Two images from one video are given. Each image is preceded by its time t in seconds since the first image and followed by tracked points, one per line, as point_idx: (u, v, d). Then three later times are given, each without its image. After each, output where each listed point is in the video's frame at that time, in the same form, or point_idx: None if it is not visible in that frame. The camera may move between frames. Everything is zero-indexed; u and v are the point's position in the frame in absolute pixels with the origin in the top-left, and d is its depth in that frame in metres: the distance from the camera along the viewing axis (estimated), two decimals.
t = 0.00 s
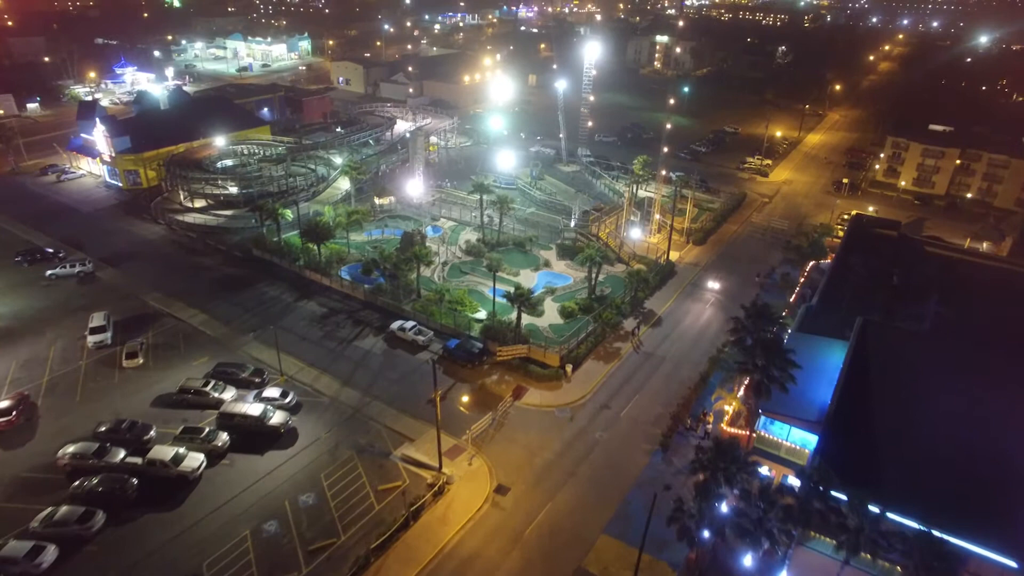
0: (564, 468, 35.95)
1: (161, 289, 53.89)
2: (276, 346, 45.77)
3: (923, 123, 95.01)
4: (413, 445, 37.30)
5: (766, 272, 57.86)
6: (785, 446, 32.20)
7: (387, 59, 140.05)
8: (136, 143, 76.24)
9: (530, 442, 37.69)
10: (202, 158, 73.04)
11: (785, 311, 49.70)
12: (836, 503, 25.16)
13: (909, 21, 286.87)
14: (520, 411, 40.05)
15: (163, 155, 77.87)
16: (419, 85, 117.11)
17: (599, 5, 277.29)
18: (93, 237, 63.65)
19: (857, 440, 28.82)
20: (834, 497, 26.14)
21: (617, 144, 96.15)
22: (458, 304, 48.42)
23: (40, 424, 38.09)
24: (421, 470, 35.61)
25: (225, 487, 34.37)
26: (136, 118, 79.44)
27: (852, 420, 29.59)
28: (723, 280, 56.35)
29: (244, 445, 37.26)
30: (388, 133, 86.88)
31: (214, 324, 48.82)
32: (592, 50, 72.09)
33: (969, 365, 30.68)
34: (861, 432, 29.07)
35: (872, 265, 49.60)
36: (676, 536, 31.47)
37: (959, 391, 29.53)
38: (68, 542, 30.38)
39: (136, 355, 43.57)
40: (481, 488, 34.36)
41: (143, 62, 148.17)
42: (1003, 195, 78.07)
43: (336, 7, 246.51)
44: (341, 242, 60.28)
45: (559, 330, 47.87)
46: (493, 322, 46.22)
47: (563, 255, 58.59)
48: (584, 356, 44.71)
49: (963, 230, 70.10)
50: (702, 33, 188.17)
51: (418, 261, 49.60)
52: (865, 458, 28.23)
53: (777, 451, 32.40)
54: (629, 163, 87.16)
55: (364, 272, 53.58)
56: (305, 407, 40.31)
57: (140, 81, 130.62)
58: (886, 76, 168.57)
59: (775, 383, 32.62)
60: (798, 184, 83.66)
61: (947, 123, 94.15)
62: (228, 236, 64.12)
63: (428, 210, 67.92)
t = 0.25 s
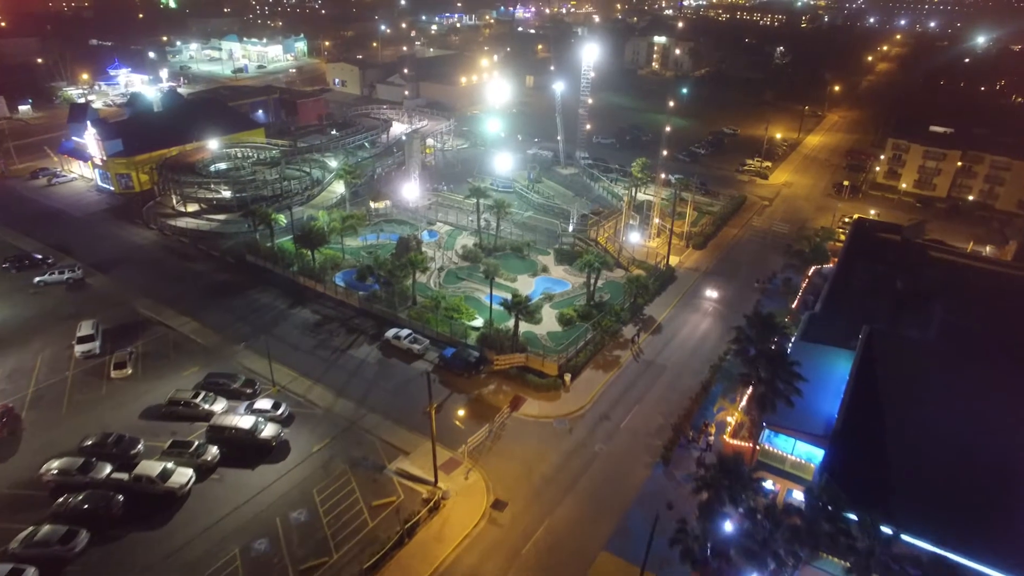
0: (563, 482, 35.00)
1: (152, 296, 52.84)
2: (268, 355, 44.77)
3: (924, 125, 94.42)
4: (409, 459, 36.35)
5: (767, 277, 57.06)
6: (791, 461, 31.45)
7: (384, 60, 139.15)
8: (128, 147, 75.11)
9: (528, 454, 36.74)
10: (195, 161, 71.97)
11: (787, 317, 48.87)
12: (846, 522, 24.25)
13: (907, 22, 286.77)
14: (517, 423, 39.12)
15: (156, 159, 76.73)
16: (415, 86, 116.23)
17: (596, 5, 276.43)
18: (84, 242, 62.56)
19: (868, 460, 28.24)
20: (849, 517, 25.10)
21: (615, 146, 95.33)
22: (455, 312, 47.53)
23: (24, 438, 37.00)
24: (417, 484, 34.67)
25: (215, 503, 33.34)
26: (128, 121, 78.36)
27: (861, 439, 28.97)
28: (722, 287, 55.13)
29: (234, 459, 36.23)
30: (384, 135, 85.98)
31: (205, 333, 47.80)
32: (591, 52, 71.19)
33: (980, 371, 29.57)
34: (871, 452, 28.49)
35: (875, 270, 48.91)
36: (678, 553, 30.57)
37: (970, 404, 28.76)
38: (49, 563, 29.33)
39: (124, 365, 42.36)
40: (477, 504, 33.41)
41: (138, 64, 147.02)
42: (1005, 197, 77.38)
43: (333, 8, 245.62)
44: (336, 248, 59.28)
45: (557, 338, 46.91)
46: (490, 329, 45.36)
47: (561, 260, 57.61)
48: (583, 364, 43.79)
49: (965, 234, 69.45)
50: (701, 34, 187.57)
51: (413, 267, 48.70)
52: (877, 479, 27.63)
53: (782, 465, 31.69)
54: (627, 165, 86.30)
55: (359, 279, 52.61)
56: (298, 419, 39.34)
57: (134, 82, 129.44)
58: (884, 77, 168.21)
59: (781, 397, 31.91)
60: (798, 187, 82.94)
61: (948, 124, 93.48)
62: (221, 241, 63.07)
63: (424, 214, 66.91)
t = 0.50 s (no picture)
0: (563, 498, 34.00)
1: (142, 303, 51.76)
2: (260, 365, 43.73)
3: (925, 126, 93.75)
4: (403, 473, 35.36)
5: (769, 282, 56.19)
6: (797, 476, 30.46)
7: (380, 61, 138.10)
8: (120, 150, 73.96)
9: (526, 468, 35.77)
10: (187, 165, 70.91)
11: (789, 325, 47.98)
12: (858, 545, 23.34)
13: (905, 23, 286.69)
14: (515, 435, 38.16)
15: (148, 162, 75.60)
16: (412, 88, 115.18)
17: (594, 5, 275.62)
18: (74, 248, 61.45)
19: (878, 479, 27.38)
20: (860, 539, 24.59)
21: (614, 148, 94.46)
22: (451, 319, 46.60)
23: (6, 453, 35.87)
24: (411, 500, 33.65)
25: (204, 521, 32.31)
26: (119, 124, 77.13)
27: (870, 458, 28.23)
28: (723, 295, 54.01)
29: (224, 474, 35.18)
30: (380, 138, 85.11)
31: (197, 342, 46.76)
32: (589, 54, 70.23)
33: (987, 394, 29.64)
34: (881, 471, 27.69)
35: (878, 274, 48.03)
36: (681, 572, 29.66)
37: (981, 428, 28.51)
38: None
39: (112, 377, 41.29)
40: (474, 521, 32.40)
41: (132, 65, 145.81)
42: (1007, 200, 76.70)
43: (330, 9, 244.74)
44: (330, 253, 58.30)
45: (556, 347, 45.90)
46: (487, 338, 44.41)
47: (560, 266, 56.59)
48: (582, 374, 42.81)
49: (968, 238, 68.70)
50: (699, 35, 186.86)
51: (409, 275, 47.79)
52: (887, 497, 26.70)
53: (788, 480, 30.75)
54: (626, 168, 85.41)
55: (354, 285, 51.55)
56: (290, 432, 38.30)
57: (129, 84, 128.20)
58: (883, 77, 167.73)
59: (790, 412, 30.84)
60: (799, 189, 82.12)
61: (949, 126, 92.71)
62: (214, 246, 62.00)
63: (420, 218, 65.91)
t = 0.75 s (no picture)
0: (563, 514, 33.00)
1: (133, 310, 50.66)
2: (253, 376, 42.68)
3: (927, 127, 92.96)
4: (399, 488, 34.36)
5: (772, 288, 55.26)
6: (804, 493, 29.46)
7: (377, 63, 137.05)
8: (112, 153, 72.85)
9: (525, 483, 34.80)
10: (181, 168, 69.86)
11: (793, 332, 47.06)
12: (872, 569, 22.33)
13: (904, 23, 286.27)
14: (513, 448, 37.17)
15: (141, 166, 74.47)
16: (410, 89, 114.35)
17: (592, 6, 274.87)
18: (64, 253, 60.32)
19: (889, 495, 26.56)
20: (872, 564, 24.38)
21: (613, 150, 93.59)
22: (449, 328, 45.66)
23: None
24: (407, 517, 32.63)
25: (192, 539, 31.23)
26: (112, 126, 76.03)
27: (881, 475, 27.48)
28: (724, 302, 52.94)
29: (214, 490, 34.11)
30: (377, 140, 84.18)
31: (188, 350, 45.68)
32: (589, 56, 69.31)
33: (995, 424, 29.54)
34: (892, 487, 26.90)
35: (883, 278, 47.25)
36: None
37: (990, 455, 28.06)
38: None
39: (100, 388, 39.99)
40: (472, 539, 31.40)
41: (128, 66, 144.64)
42: (1011, 203, 75.93)
43: (327, 9, 243.57)
44: (325, 259, 57.28)
45: (555, 355, 44.91)
46: (485, 347, 43.47)
47: (559, 271, 55.61)
48: (582, 384, 41.86)
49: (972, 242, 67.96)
50: (698, 36, 186.09)
51: (405, 282, 46.84)
52: (897, 513, 25.84)
53: (795, 497, 29.74)
54: (626, 171, 84.52)
55: (349, 292, 50.56)
56: (283, 445, 37.28)
57: (123, 85, 127.00)
58: (883, 78, 167.04)
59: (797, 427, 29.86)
60: (800, 192, 81.29)
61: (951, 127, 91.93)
62: (207, 250, 60.96)
63: (417, 223, 64.95)
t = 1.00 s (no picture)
0: (563, 532, 31.93)
1: (123, 318, 49.55)
2: (245, 387, 41.61)
3: (930, 129, 92.02)
4: (394, 505, 33.31)
5: (775, 294, 54.29)
6: (813, 513, 28.65)
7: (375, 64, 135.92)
8: (104, 157, 71.72)
9: (524, 499, 33.73)
10: (174, 172, 68.81)
11: (798, 340, 46.08)
12: None
13: (904, 23, 285.44)
14: (512, 463, 36.10)
15: (134, 169, 73.35)
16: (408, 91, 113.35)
17: (590, 6, 273.82)
18: (54, 259, 59.18)
19: (901, 514, 25.58)
20: None
21: (613, 152, 92.61)
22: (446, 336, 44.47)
23: None
24: (402, 535, 31.55)
25: (180, 559, 30.14)
26: (104, 129, 74.90)
27: (892, 494, 26.57)
28: (726, 310, 51.87)
29: (204, 507, 33.02)
30: (373, 143, 83.20)
31: (179, 360, 44.57)
32: (588, 57, 68.25)
33: (1001, 453, 29.11)
34: (903, 506, 25.97)
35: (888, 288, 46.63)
36: None
37: (995, 481, 27.53)
38: None
39: (88, 401, 38.82)
40: (469, 559, 30.32)
41: (123, 68, 143.39)
42: (1015, 207, 75.03)
43: (325, 10, 242.35)
44: (320, 266, 56.24)
45: (555, 365, 43.83)
46: (483, 357, 42.39)
47: (558, 278, 54.55)
48: (582, 396, 40.85)
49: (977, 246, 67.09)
50: (698, 36, 185.09)
51: (401, 289, 45.81)
52: (909, 533, 24.82)
53: (803, 516, 28.97)
54: (626, 174, 83.50)
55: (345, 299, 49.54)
56: (275, 459, 36.23)
57: (119, 87, 125.75)
58: (884, 79, 166.09)
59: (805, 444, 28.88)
60: (802, 195, 80.38)
61: (954, 129, 91.03)
62: (200, 256, 59.86)
63: (414, 227, 63.91)
